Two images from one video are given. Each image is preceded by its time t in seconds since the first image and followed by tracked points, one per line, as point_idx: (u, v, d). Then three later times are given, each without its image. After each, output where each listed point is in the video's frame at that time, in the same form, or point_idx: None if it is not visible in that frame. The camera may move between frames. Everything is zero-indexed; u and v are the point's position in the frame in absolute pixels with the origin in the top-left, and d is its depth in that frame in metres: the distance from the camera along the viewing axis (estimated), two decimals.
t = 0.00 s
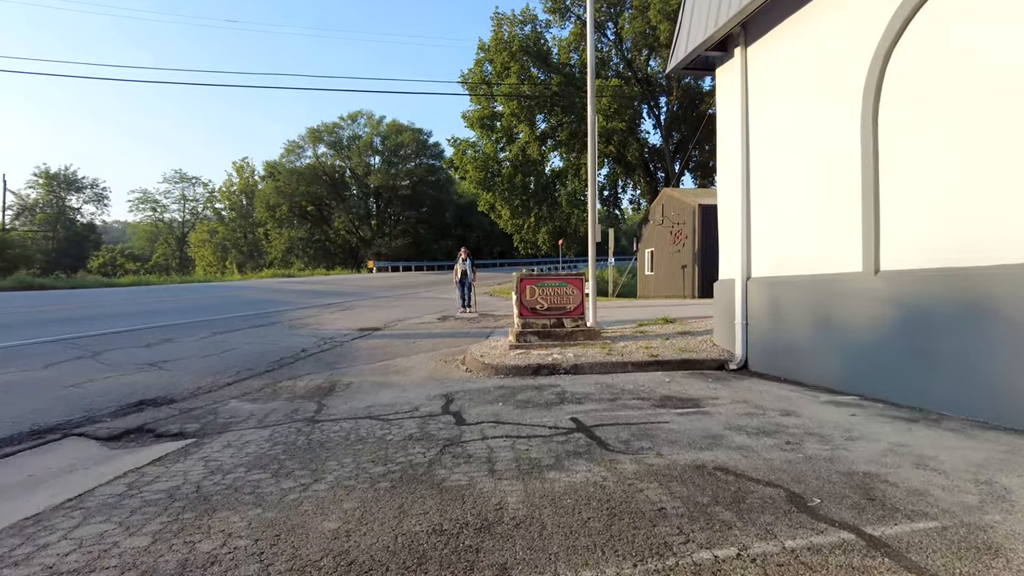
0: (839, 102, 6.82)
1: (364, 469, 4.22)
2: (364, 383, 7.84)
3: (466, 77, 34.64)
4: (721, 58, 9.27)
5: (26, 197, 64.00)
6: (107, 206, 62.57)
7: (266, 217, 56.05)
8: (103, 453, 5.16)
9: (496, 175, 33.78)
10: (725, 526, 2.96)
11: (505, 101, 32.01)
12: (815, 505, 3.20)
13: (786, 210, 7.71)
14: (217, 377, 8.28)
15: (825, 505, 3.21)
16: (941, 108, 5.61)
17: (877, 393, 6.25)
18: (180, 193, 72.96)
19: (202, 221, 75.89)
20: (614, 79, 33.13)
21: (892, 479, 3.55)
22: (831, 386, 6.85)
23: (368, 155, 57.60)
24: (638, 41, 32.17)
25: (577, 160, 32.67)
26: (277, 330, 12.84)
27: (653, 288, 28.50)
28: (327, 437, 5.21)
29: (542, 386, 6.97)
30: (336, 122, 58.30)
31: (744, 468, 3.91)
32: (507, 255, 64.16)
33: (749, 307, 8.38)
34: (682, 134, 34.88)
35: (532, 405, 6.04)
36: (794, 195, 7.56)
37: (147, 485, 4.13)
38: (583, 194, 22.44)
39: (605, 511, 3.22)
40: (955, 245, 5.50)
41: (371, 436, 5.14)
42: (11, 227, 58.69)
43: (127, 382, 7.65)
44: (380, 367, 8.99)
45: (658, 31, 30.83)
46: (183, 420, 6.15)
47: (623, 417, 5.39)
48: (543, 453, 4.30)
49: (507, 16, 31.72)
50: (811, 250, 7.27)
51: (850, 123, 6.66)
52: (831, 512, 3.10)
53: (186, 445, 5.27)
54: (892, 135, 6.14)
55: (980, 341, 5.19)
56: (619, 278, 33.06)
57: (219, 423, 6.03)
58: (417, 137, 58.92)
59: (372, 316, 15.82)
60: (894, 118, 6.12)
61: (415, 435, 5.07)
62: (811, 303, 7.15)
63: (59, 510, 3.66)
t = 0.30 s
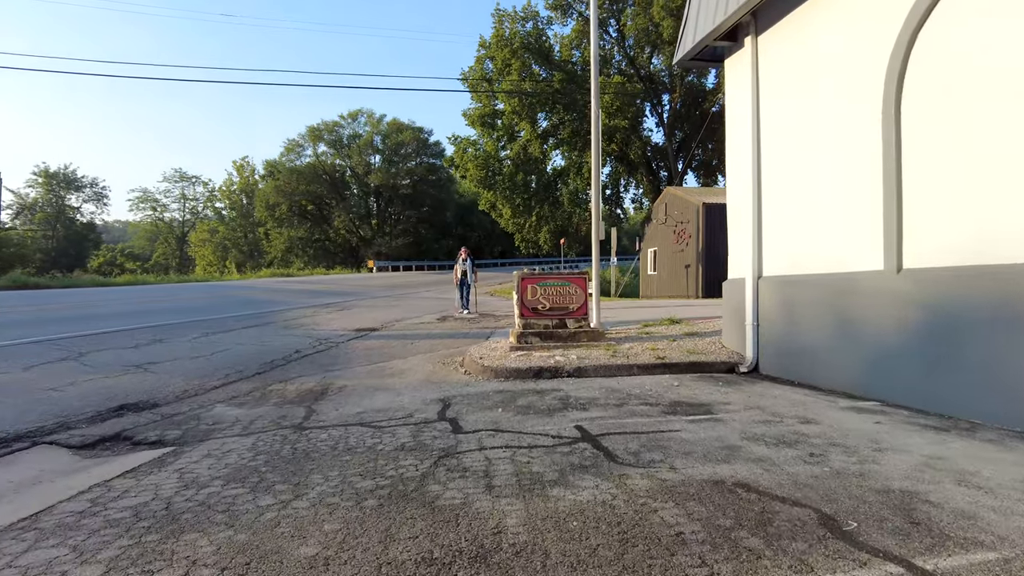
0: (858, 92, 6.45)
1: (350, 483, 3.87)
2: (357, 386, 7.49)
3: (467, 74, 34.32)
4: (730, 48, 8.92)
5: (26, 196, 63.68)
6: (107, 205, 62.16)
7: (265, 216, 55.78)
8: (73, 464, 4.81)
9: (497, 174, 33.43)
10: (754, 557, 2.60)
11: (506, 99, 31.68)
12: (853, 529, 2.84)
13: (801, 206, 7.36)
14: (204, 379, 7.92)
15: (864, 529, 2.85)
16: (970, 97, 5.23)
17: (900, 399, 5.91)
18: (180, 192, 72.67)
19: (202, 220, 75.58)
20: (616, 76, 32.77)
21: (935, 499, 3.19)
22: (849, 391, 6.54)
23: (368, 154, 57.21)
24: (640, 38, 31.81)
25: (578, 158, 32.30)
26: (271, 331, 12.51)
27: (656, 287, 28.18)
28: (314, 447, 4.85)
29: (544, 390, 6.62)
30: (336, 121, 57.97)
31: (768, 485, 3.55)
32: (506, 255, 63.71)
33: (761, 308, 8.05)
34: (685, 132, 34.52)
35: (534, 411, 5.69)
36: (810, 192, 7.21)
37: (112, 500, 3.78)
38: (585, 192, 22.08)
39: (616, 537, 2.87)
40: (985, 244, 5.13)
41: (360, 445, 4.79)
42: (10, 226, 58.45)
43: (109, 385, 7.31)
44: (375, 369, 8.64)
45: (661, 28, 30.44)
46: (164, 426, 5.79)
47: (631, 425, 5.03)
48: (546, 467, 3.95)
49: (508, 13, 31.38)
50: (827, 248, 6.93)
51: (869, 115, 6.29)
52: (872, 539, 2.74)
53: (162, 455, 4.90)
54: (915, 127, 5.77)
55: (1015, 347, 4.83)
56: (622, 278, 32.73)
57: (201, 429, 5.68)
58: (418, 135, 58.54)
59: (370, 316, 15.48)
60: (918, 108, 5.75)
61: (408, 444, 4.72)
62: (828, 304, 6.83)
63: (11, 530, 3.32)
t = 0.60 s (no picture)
0: (880, 83, 6.10)
1: (337, 504, 3.53)
2: (352, 392, 7.15)
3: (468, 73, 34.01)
4: (741, 39, 8.57)
5: (26, 196, 63.39)
6: (107, 204, 61.90)
7: (266, 215, 55.55)
8: (43, 477, 4.47)
9: (498, 173, 33.11)
10: None
11: (508, 98, 31.36)
12: (903, 566, 2.50)
13: (818, 205, 7.02)
14: (193, 384, 7.59)
15: (916, 566, 2.50)
16: (1006, 86, 4.86)
17: (926, 407, 5.58)
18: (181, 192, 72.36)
19: (203, 220, 75.27)
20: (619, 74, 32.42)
21: (989, 528, 2.85)
22: (869, 398, 6.23)
23: (369, 153, 56.91)
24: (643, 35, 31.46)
25: (580, 157, 31.94)
26: (266, 332, 12.16)
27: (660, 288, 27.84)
28: (301, 460, 4.52)
29: (548, 397, 6.28)
30: (337, 120, 57.65)
31: (799, 508, 3.20)
32: (507, 255, 63.39)
33: (775, 310, 7.71)
34: (688, 131, 34.16)
35: (537, 420, 5.34)
36: (827, 189, 6.87)
37: (76, 521, 3.45)
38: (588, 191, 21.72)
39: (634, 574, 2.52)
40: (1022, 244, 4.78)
41: (351, 459, 4.45)
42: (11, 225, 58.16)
43: (92, 390, 6.97)
44: (371, 373, 8.30)
45: (664, 25, 30.09)
46: (145, 435, 5.45)
47: (642, 438, 4.68)
48: (551, 487, 3.60)
49: (510, 10, 31.06)
50: (847, 248, 6.59)
51: (892, 107, 5.94)
52: None
53: (139, 467, 4.57)
54: (943, 120, 5.42)
55: None
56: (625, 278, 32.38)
57: (184, 439, 5.34)
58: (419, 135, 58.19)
59: (369, 317, 15.15)
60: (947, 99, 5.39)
61: (402, 458, 4.37)
62: (846, 307, 6.50)
63: None
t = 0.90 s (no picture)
0: (902, 67, 5.70)
1: (314, 524, 3.17)
2: (342, 395, 6.79)
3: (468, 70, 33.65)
4: (749, 27, 8.21)
5: (24, 196, 63.00)
6: (105, 204, 61.49)
7: (264, 214, 55.21)
8: None
9: (498, 172, 32.75)
10: None
11: (508, 95, 31.00)
12: None
13: (833, 198, 6.66)
14: (176, 387, 7.22)
15: None
16: None
17: (953, 413, 5.21)
18: (179, 191, 71.99)
19: (202, 220, 74.89)
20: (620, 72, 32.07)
21: None
22: (888, 402, 5.87)
23: (368, 152, 56.58)
24: (645, 32, 31.08)
25: (581, 156, 31.56)
26: (258, 332, 11.80)
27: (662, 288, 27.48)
28: (280, 472, 4.15)
29: (549, 401, 5.93)
30: (335, 119, 57.25)
31: (833, 531, 2.83)
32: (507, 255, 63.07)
33: (787, 309, 7.35)
34: (690, 130, 33.83)
35: (538, 426, 4.97)
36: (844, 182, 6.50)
37: (21, 542, 3.07)
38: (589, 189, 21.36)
39: None
40: None
41: (334, 471, 4.08)
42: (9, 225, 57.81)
43: (67, 393, 6.61)
44: (364, 375, 7.94)
45: (666, 22, 29.75)
46: (116, 441, 5.07)
47: (650, 447, 4.33)
48: (554, 504, 3.24)
49: (510, 6, 30.70)
50: (865, 243, 6.22)
51: (916, 92, 5.56)
52: None
53: (104, 477, 4.20)
54: (973, 104, 5.04)
55: None
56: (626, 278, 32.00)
57: (157, 446, 4.98)
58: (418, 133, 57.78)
59: (364, 317, 14.78)
60: (976, 82, 5.01)
61: (389, 469, 4.01)
62: (863, 306, 6.14)
63: None
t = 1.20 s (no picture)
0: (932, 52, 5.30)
1: (286, 563, 2.78)
2: (332, 404, 6.40)
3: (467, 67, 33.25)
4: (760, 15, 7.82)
5: (21, 195, 62.51)
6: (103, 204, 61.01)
7: (262, 213, 54.81)
8: None
9: (498, 170, 32.39)
10: None
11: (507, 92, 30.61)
12: None
13: (853, 194, 6.27)
14: (157, 394, 6.82)
15: None
16: None
17: (986, 425, 4.83)
18: (177, 190, 71.51)
19: (200, 219, 74.40)
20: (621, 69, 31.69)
21: None
22: (913, 411, 5.48)
23: (366, 151, 56.25)
24: (646, 28, 30.71)
25: (582, 154, 31.17)
26: (249, 335, 11.40)
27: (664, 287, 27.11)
28: (256, 495, 3.75)
29: (551, 411, 5.54)
30: (333, 117, 56.80)
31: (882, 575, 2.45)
32: (507, 254, 62.67)
33: (802, 312, 6.97)
34: (691, 128, 33.48)
35: (540, 441, 4.59)
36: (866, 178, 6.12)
37: None
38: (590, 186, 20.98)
39: None
40: None
41: (315, 495, 3.70)
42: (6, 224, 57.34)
43: (39, 402, 6.21)
44: (356, 381, 7.55)
45: (667, 18, 29.39)
46: (83, 457, 4.68)
47: (663, 467, 3.94)
48: (558, 539, 2.85)
49: (509, 2, 30.31)
50: (889, 242, 5.84)
51: (946, 79, 5.17)
52: None
53: (63, 500, 3.81)
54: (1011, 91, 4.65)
55: None
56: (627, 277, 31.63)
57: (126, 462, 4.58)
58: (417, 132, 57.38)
59: (360, 318, 14.37)
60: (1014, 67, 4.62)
61: (375, 493, 3.63)
62: (886, 309, 5.76)
63: None
